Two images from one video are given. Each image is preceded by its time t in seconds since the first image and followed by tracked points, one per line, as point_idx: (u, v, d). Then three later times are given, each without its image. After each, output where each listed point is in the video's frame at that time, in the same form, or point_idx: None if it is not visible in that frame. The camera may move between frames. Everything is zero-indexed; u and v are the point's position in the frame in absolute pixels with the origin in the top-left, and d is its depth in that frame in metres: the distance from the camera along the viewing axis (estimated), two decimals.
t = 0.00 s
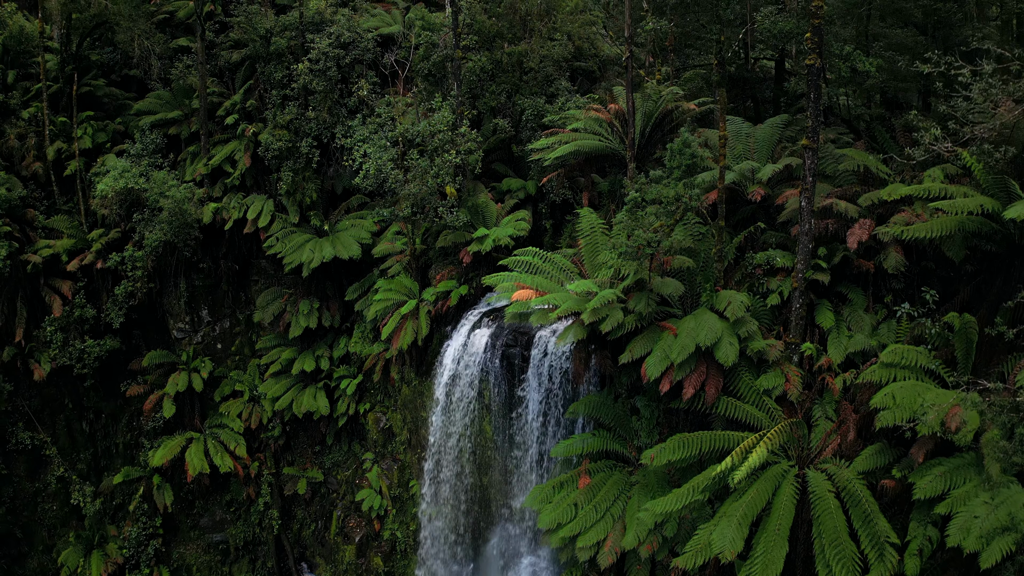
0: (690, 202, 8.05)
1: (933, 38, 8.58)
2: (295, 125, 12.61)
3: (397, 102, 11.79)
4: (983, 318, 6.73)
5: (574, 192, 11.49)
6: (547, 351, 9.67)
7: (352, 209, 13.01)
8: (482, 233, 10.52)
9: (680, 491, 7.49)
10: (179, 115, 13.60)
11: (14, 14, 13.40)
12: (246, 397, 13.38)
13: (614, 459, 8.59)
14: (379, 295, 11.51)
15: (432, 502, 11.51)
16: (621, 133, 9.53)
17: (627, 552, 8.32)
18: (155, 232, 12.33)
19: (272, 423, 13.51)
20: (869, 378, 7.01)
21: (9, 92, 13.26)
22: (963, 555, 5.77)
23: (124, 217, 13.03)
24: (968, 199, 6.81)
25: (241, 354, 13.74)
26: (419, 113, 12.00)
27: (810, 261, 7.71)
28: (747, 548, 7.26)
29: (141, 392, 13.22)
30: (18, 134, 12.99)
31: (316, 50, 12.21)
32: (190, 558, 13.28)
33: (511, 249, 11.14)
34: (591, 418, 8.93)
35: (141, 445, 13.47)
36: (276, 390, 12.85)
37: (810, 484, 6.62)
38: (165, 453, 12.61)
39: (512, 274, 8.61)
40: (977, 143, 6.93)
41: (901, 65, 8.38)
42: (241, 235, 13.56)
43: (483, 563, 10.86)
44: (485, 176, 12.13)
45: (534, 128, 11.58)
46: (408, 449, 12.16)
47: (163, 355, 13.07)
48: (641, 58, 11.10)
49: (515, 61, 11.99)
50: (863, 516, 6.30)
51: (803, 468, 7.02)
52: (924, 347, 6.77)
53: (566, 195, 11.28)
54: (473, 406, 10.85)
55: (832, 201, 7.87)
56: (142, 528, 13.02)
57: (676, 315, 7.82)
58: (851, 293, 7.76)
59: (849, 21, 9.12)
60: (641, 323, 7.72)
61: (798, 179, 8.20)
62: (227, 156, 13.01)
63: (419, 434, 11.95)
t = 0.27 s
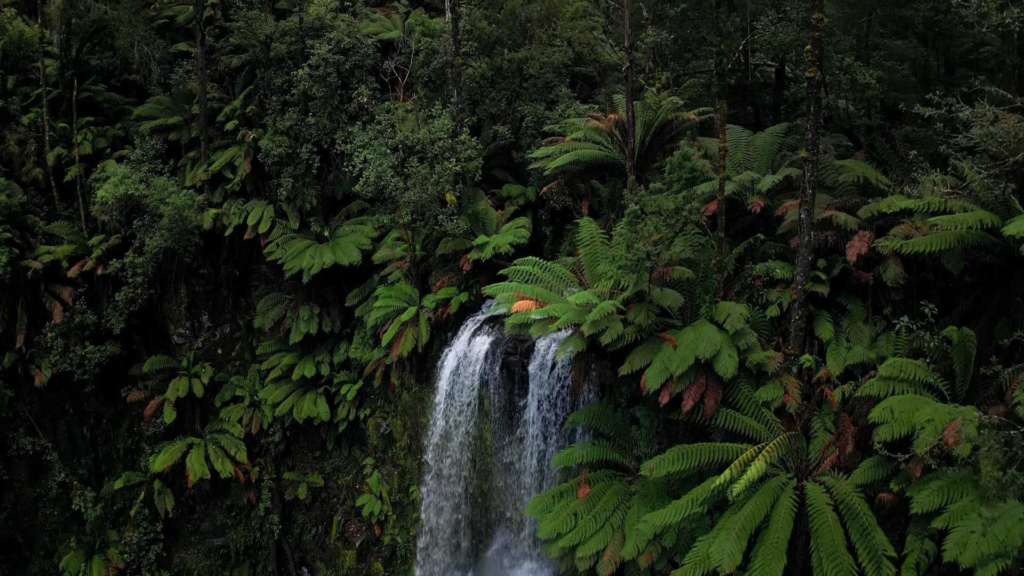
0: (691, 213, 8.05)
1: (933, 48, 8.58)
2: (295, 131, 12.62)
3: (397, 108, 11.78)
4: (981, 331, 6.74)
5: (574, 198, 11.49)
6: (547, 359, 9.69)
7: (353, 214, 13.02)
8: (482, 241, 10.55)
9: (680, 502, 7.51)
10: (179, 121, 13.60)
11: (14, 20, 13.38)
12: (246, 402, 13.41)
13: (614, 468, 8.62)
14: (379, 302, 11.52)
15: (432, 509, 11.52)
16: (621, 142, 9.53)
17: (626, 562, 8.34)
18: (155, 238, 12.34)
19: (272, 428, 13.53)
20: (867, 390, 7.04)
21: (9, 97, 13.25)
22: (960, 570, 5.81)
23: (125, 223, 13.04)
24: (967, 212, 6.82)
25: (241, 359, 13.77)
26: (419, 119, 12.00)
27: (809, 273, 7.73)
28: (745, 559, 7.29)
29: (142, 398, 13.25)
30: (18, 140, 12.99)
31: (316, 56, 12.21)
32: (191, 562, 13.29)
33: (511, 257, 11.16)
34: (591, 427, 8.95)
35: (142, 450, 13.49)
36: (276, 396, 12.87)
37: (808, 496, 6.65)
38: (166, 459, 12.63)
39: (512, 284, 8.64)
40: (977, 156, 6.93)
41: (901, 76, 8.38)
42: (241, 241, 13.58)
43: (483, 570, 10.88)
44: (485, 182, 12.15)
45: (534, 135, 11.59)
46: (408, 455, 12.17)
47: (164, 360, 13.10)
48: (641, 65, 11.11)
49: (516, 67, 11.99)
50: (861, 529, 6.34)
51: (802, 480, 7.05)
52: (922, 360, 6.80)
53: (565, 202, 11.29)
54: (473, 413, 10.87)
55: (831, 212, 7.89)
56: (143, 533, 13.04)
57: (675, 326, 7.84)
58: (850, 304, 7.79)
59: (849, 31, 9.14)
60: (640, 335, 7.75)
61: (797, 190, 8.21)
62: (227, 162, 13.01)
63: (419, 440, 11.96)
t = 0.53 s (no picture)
0: (691, 224, 8.06)
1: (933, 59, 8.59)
2: (295, 137, 12.63)
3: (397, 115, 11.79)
4: (980, 344, 6.75)
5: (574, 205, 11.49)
6: (546, 368, 9.72)
7: (352, 220, 13.04)
8: (482, 249, 10.56)
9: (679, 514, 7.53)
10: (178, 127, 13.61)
11: (14, 25, 13.38)
12: (246, 407, 13.43)
13: (614, 477, 8.64)
14: (379, 309, 11.53)
15: (432, 517, 11.49)
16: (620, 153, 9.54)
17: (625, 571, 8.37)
18: (155, 245, 12.37)
19: (272, 433, 13.55)
20: (866, 403, 7.06)
21: (9, 103, 13.26)
22: None
23: (125, 229, 13.06)
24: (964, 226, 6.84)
25: (241, 364, 13.80)
26: (419, 126, 12.01)
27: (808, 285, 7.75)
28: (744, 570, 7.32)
29: (143, 403, 13.28)
30: (18, 146, 13.01)
31: (316, 62, 12.21)
32: (191, 567, 13.30)
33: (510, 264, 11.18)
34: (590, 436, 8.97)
35: (142, 455, 13.52)
36: (276, 401, 12.89)
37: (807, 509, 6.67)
38: (166, 465, 12.66)
39: (512, 295, 8.65)
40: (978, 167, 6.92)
41: (900, 87, 8.38)
42: (241, 247, 13.63)
43: None
44: (485, 189, 12.17)
45: (534, 143, 11.61)
46: (408, 461, 12.16)
47: (164, 366, 13.13)
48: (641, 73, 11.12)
49: (515, 74, 12.00)
50: (858, 543, 6.36)
51: (800, 492, 7.08)
52: (920, 373, 6.81)
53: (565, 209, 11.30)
54: (473, 420, 10.88)
55: (830, 224, 7.91)
56: (143, 538, 13.05)
57: (675, 338, 7.86)
58: (849, 315, 7.81)
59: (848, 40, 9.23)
60: (640, 347, 7.77)
61: (796, 201, 8.23)
62: (227, 168, 13.02)
63: (419, 446, 11.96)
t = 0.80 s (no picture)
0: (690, 237, 8.07)
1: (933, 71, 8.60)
2: (295, 144, 12.64)
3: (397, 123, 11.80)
4: (978, 358, 6.75)
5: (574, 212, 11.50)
6: (546, 377, 9.73)
7: (352, 226, 13.05)
8: (482, 257, 10.57)
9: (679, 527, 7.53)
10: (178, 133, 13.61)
11: (14, 31, 13.38)
12: (246, 413, 13.46)
13: (613, 487, 8.66)
14: (379, 316, 11.55)
15: (432, 524, 11.49)
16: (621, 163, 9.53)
17: None
18: (155, 252, 12.38)
19: (272, 438, 13.57)
20: (864, 416, 7.09)
21: (9, 109, 13.26)
22: None
23: (125, 236, 13.08)
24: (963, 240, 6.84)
25: (241, 370, 13.83)
26: (419, 133, 12.01)
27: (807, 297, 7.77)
28: None
29: (143, 409, 13.30)
30: (17, 152, 13.01)
31: (315, 69, 12.20)
32: (192, 572, 13.33)
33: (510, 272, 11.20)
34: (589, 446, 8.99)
35: (143, 461, 13.54)
36: (276, 407, 12.91)
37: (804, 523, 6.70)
38: (166, 470, 12.69)
39: (511, 306, 8.66)
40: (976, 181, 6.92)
41: (900, 98, 8.39)
42: (241, 253, 13.67)
43: None
44: (484, 196, 12.19)
45: (533, 150, 11.63)
46: (408, 467, 12.15)
47: (164, 372, 13.16)
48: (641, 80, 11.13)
49: (515, 81, 12.00)
50: (855, 557, 6.39)
51: (798, 505, 7.11)
52: (919, 387, 6.83)
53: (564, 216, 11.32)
54: (472, 428, 10.88)
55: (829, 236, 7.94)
56: (144, 544, 13.06)
57: (674, 350, 7.87)
58: (849, 326, 7.83)
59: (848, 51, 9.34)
60: (639, 359, 7.80)
61: (795, 213, 8.25)
62: (227, 174, 13.03)
63: (419, 452, 11.95)
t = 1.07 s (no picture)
0: (689, 249, 8.08)
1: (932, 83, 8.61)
2: (295, 150, 12.65)
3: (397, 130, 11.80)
4: (977, 373, 6.74)
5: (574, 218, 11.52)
6: (546, 386, 9.76)
7: (352, 232, 13.07)
8: (482, 265, 10.59)
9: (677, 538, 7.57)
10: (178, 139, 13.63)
11: (14, 38, 13.40)
12: (246, 418, 13.51)
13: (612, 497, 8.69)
14: (379, 323, 11.56)
15: (431, 532, 11.49)
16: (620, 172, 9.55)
17: None
18: (155, 259, 12.39)
19: (272, 444, 13.59)
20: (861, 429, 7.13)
21: (9, 115, 13.29)
22: None
23: (125, 242, 13.11)
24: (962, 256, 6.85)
25: (241, 375, 13.87)
26: (420, 140, 12.01)
27: (806, 310, 7.80)
28: None
29: (144, 415, 13.34)
30: (17, 159, 13.03)
31: (315, 76, 12.19)
32: None
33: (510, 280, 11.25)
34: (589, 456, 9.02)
35: (144, 466, 13.57)
36: (277, 413, 12.94)
37: (803, 537, 6.74)
38: (167, 476, 12.72)
39: (510, 318, 8.69)
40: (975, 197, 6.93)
41: (899, 109, 8.41)
42: (241, 259, 13.74)
43: None
44: (484, 203, 12.25)
45: (533, 158, 11.67)
46: (408, 472, 12.15)
47: (165, 378, 13.19)
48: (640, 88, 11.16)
49: (515, 89, 12.02)
50: (852, 571, 6.43)
51: (795, 518, 7.14)
52: (916, 402, 6.86)
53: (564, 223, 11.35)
54: (472, 436, 10.91)
55: (827, 248, 7.97)
56: (145, 549, 13.08)
57: (672, 362, 7.92)
58: (847, 338, 7.86)
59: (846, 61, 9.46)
60: (638, 372, 7.83)
61: (793, 224, 8.27)
62: (227, 181, 13.04)
63: (419, 458, 11.92)
